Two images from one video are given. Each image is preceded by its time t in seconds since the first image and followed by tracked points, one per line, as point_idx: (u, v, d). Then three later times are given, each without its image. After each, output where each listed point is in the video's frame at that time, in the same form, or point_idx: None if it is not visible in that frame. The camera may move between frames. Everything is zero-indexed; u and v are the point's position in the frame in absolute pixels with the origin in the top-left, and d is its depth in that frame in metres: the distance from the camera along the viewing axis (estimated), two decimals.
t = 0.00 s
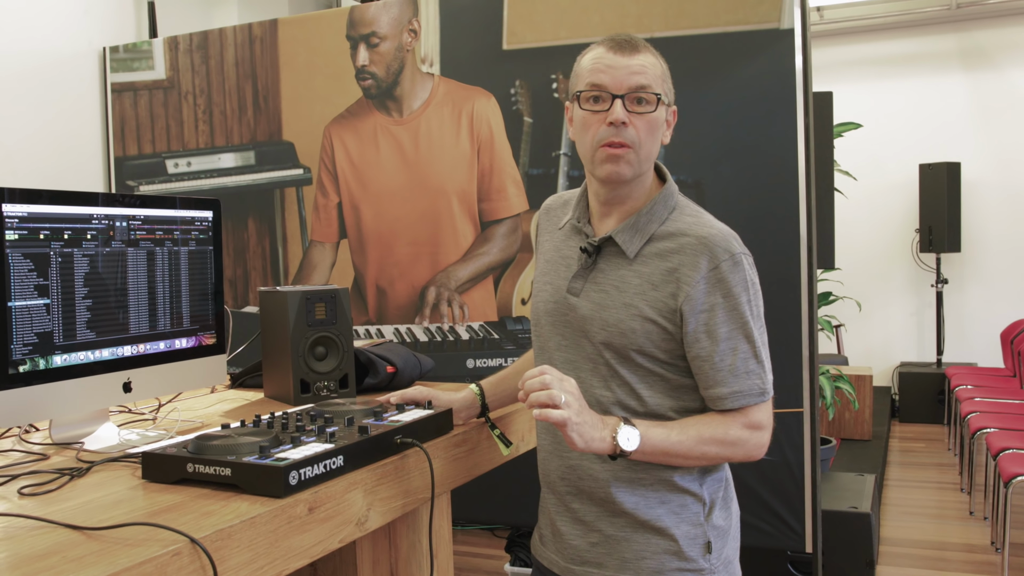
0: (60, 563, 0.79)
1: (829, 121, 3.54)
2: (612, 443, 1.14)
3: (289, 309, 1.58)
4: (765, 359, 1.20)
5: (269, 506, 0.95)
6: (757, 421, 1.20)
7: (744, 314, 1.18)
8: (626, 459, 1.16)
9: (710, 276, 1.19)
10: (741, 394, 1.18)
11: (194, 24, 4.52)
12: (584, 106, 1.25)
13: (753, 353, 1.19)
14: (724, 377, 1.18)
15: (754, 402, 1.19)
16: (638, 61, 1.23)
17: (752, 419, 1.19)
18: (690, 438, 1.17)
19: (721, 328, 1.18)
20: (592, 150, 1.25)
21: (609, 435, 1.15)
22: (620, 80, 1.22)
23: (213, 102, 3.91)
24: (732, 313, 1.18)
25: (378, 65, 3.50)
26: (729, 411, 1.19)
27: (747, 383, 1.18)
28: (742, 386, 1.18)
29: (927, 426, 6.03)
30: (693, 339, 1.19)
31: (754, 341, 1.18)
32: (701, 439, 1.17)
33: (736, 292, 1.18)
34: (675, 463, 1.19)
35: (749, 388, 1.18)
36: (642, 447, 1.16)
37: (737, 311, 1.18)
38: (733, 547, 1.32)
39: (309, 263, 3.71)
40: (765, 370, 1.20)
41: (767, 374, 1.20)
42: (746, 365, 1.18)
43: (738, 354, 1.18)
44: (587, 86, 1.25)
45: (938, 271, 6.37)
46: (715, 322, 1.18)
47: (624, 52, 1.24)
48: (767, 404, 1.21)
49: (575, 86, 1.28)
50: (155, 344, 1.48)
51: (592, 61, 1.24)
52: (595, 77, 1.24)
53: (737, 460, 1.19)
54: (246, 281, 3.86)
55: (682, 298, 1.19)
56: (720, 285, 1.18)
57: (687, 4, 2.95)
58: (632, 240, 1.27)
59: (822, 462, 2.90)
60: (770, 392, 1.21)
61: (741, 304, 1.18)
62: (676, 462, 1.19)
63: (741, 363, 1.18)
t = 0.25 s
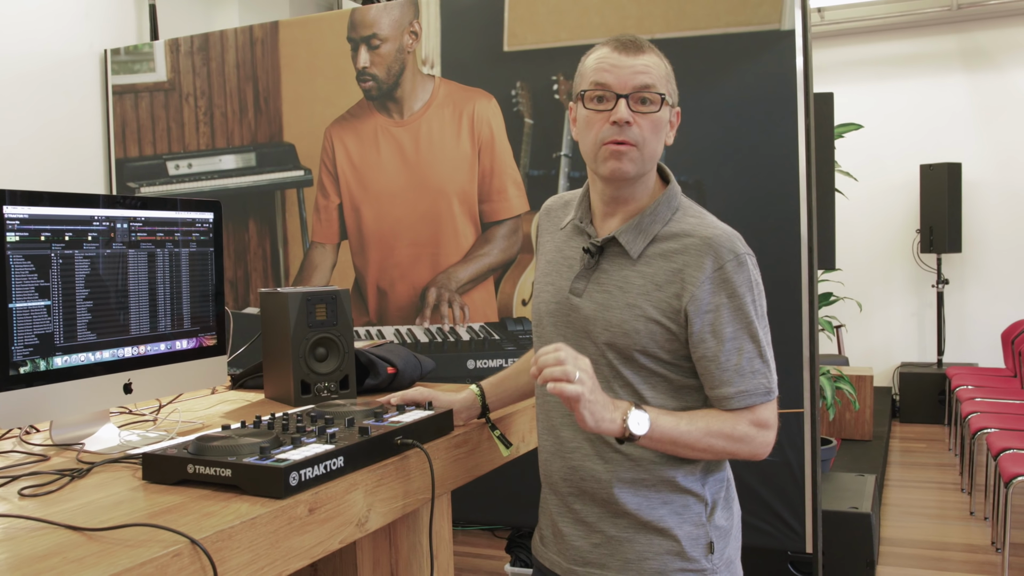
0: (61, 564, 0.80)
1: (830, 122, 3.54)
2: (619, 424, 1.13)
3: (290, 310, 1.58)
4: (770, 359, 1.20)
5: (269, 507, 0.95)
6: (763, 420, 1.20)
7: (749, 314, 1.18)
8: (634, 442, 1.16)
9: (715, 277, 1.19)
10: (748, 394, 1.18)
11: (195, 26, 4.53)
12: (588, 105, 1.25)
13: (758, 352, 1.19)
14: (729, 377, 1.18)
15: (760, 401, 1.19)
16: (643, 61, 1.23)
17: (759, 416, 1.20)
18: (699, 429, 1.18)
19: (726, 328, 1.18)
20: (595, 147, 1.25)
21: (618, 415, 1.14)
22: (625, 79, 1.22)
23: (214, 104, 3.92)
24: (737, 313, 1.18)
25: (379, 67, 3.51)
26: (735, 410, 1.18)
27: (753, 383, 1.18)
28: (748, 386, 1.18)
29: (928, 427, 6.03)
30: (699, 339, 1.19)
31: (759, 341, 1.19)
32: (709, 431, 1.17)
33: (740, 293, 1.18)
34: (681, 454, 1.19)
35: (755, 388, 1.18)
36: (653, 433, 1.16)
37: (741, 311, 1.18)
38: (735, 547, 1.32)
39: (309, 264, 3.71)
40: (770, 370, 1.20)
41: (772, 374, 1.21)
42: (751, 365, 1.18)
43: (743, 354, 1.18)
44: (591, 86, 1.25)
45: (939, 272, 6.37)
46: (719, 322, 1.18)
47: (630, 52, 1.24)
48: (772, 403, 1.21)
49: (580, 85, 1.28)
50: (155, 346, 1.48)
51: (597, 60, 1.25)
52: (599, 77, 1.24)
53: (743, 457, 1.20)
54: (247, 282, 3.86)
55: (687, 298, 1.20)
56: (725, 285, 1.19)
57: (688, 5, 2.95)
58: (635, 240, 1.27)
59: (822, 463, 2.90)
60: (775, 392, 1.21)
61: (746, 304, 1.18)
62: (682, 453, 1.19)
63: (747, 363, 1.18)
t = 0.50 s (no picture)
0: (59, 566, 0.79)
1: (828, 123, 3.54)
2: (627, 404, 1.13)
3: (288, 311, 1.58)
4: (770, 357, 1.22)
5: (267, 508, 0.95)
6: (768, 418, 1.22)
7: (749, 315, 1.19)
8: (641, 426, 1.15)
9: (715, 278, 1.20)
10: (751, 394, 1.20)
11: (194, 25, 4.52)
12: (580, 112, 1.25)
13: (758, 352, 1.20)
14: (732, 378, 1.19)
15: (764, 400, 1.21)
16: (637, 68, 1.22)
17: (765, 415, 1.21)
18: (707, 419, 1.18)
19: (728, 330, 1.19)
20: (587, 155, 1.25)
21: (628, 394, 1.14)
22: (617, 86, 1.22)
23: (212, 104, 3.92)
24: (737, 314, 1.20)
25: (377, 67, 3.51)
26: (740, 411, 1.20)
27: (756, 383, 1.20)
28: (751, 386, 1.20)
29: (926, 427, 6.03)
30: (701, 340, 1.20)
31: (759, 341, 1.20)
32: (716, 423, 1.18)
33: (740, 294, 1.19)
34: (686, 444, 1.19)
35: (757, 387, 1.20)
36: (660, 419, 1.15)
37: (741, 312, 1.20)
38: (733, 548, 1.32)
39: (308, 265, 3.71)
40: (771, 369, 1.22)
41: (773, 373, 1.22)
42: (752, 365, 1.20)
43: (744, 355, 1.20)
44: (583, 92, 1.25)
45: (937, 272, 6.37)
46: (721, 323, 1.19)
47: (623, 58, 1.23)
48: (776, 402, 1.23)
49: (574, 89, 1.28)
50: (153, 346, 1.48)
51: (589, 66, 1.24)
52: (592, 84, 1.24)
53: (746, 454, 1.21)
54: (245, 283, 3.86)
55: (688, 300, 1.20)
56: (725, 286, 1.20)
57: (686, 6, 2.95)
58: (634, 241, 1.26)
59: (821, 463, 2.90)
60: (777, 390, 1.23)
61: (746, 305, 1.19)
62: (687, 443, 1.18)
63: (749, 363, 1.20)
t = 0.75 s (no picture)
0: (61, 559, 0.80)
1: (829, 115, 3.53)
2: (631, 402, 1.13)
3: (289, 305, 1.58)
4: (772, 352, 1.22)
5: (269, 501, 0.95)
6: (770, 412, 1.22)
7: (751, 310, 1.19)
8: (643, 423, 1.16)
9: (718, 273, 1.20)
10: (752, 388, 1.20)
11: (193, 20, 4.51)
12: (579, 110, 1.25)
13: (760, 347, 1.21)
14: (735, 372, 1.20)
15: (765, 394, 1.21)
16: (635, 65, 1.21)
17: (766, 408, 1.21)
18: (708, 416, 1.18)
19: (729, 324, 1.20)
20: (586, 153, 1.25)
21: (631, 392, 1.13)
22: (614, 85, 1.21)
23: (212, 99, 3.91)
24: (739, 309, 1.20)
25: (377, 62, 3.50)
26: (742, 405, 1.20)
27: (757, 378, 1.20)
28: (752, 381, 1.20)
29: (927, 419, 6.03)
30: (704, 335, 1.20)
31: (761, 336, 1.20)
32: (717, 420, 1.18)
33: (742, 288, 1.19)
34: (688, 439, 1.19)
35: (759, 382, 1.20)
36: (664, 416, 1.16)
37: (744, 307, 1.20)
38: (732, 541, 1.33)
39: (309, 260, 3.71)
40: (772, 364, 1.22)
41: (775, 367, 1.23)
42: (754, 360, 1.20)
43: (746, 349, 1.20)
44: (581, 90, 1.24)
45: (938, 265, 6.36)
46: (723, 318, 1.20)
47: (621, 55, 1.22)
48: (777, 396, 1.23)
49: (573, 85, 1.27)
50: (154, 341, 1.48)
51: (588, 63, 1.23)
52: (589, 82, 1.23)
53: (748, 448, 1.21)
54: (247, 278, 3.86)
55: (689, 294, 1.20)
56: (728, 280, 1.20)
57: None
58: (636, 234, 1.26)
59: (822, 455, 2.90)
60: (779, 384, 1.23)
61: (748, 300, 1.20)
62: (690, 439, 1.19)
63: (750, 358, 1.20)
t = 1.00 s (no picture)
0: (61, 563, 0.80)
1: (830, 117, 3.53)
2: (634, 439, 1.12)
3: (290, 308, 1.58)
4: (774, 360, 1.22)
5: (269, 504, 0.96)
6: (769, 420, 1.21)
7: (755, 316, 1.20)
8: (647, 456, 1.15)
9: (723, 277, 1.20)
10: (754, 395, 1.19)
11: (195, 24, 4.52)
12: (584, 116, 1.25)
13: (762, 353, 1.20)
14: (737, 378, 1.19)
15: (765, 402, 1.20)
16: (642, 74, 1.20)
17: (766, 417, 1.21)
18: (711, 437, 1.17)
19: (733, 330, 1.20)
20: (589, 159, 1.26)
21: (633, 429, 1.12)
22: (619, 94, 1.21)
23: (213, 102, 3.92)
24: (743, 314, 1.20)
25: (378, 64, 3.50)
26: (743, 411, 1.20)
27: (759, 385, 1.20)
28: (754, 388, 1.19)
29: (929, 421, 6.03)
30: (707, 340, 1.20)
31: (764, 342, 1.20)
32: (720, 439, 1.17)
33: (747, 294, 1.20)
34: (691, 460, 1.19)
35: (760, 389, 1.20)
36: (667, 445, 1.15)
37: (748, 312, 1.20)
38: (731, 545, 1.33)
39: (310, 262, 3.71)
40: (774, 372, 1.22)
41: (776, 375, 1.22)
42: (757, 366, 1.20)
43: (749, 355, 1.20)
44: (587, 97, 1.24)
45: (940, 267, 6.36)
46: (727, 324, 1.20)
47: (628, 63, 1.21)
48: (777, 403, 1.23)
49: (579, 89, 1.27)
50: (155, 344, 1.48)
51: (594, 69, 1.23)
52: (595, 89, 1.23)
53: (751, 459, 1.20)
54: (248, 281, 3.87)
55: (694, 297, 1.20)
56: (733, 285, 1.20)
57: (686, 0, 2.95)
58: (641, 237, 1.27)
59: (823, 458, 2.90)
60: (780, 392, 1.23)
61: (753, 305, 1.20)
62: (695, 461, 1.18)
63: (753, 364, 1.20)
